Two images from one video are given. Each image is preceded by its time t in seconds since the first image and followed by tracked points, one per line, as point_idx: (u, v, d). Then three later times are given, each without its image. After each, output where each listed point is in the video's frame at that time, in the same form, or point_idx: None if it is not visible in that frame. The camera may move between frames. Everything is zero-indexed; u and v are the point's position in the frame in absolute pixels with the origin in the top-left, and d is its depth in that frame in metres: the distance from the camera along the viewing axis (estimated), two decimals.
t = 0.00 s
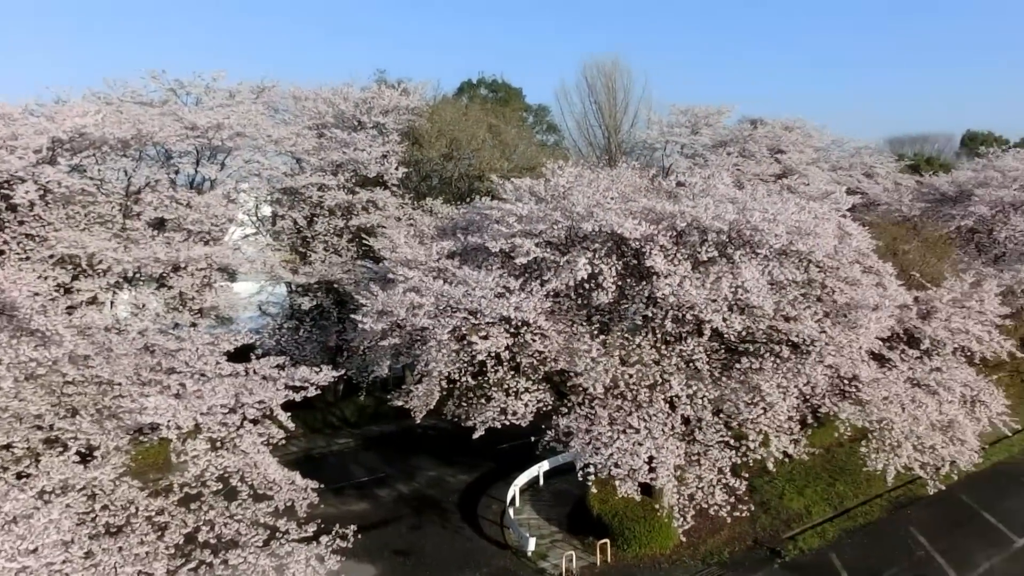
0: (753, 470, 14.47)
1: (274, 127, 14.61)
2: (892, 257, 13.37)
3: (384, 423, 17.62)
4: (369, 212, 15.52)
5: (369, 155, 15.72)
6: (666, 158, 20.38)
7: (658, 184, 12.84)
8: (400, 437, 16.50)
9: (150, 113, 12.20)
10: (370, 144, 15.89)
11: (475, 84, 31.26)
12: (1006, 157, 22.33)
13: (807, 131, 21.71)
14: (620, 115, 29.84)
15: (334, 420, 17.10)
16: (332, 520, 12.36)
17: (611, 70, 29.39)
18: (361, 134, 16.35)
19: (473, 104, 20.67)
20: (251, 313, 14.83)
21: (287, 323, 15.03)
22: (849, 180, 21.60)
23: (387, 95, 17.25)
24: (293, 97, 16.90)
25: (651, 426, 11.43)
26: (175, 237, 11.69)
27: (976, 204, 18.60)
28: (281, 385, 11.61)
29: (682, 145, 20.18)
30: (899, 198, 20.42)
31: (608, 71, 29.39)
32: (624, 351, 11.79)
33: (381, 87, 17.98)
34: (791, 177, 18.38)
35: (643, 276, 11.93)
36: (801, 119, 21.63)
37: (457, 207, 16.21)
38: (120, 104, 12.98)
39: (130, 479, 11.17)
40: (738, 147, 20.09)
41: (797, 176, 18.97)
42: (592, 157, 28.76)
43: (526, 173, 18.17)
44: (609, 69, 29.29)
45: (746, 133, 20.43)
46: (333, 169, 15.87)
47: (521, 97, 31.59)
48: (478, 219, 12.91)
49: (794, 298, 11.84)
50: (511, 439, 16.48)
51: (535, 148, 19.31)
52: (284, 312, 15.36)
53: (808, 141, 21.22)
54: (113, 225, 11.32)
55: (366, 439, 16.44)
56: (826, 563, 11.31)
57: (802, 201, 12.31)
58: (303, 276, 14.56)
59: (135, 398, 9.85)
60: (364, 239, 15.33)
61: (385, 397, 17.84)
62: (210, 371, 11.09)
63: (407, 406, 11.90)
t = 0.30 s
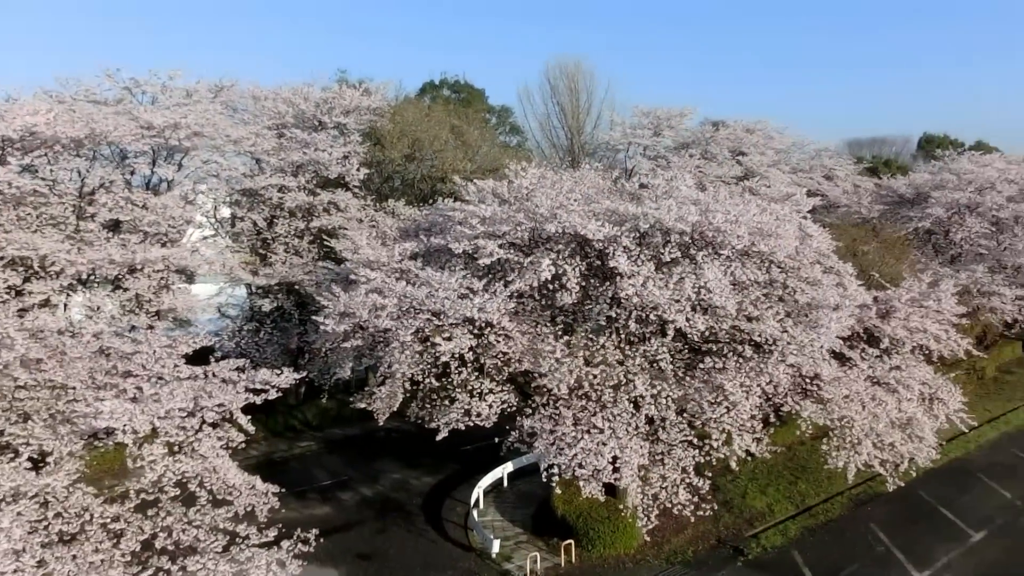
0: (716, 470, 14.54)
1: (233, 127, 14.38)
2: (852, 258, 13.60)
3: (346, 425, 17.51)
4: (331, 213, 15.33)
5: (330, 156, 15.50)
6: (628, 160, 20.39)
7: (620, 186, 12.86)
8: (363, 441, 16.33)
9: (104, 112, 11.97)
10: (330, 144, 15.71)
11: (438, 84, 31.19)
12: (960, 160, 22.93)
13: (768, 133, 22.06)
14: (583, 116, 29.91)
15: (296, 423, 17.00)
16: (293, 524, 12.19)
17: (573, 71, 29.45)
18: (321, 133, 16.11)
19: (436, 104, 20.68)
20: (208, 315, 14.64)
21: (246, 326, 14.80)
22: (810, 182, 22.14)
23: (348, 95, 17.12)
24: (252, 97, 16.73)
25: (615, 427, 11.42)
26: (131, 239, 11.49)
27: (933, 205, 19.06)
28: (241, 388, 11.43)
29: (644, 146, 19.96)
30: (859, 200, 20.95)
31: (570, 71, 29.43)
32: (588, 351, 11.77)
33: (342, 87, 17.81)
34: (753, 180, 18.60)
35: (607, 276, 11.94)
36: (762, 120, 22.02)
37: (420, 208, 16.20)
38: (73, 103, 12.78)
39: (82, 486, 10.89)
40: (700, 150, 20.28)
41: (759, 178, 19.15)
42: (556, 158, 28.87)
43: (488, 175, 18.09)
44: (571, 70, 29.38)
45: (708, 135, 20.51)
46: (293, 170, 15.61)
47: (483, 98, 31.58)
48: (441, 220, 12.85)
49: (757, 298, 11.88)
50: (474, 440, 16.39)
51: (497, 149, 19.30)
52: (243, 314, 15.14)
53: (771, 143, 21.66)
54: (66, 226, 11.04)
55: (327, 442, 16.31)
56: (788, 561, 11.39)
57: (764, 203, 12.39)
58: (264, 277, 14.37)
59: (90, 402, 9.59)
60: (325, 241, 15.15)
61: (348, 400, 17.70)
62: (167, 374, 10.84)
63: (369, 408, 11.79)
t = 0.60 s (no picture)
0: (680, 469, 14.59)
1: (190, 126, 14.15)
2: (812, 257, 13.76)
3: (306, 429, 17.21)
4: (290, 214, 15.10)
5: (291, 157, 15.30)
6: (591, 161, 20.50)
7: (583, 186, 12.88)
8: (324, 444, 16.04)
9: (56, 111, 11.73)
10: (291, 144, 15.48)
11: (400, 84, 31.09)
12: (917, 161, 23.45)
13: (729, 133, 22.35)
14: (545, 117, 30.04)
15: (255, 427, 16.71)
16: (253, 530, 12.01)
17: (536, 71, 29.51)
18: (280, 133, 15.82)
19: (397, 104, 20.65)
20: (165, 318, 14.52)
21: (204, 328, 14.56)
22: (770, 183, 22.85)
23: (308, 95, 16.99)
24: (210, 97, 16.54)
25: (579, 427, 11.39)
26: (84, 240, 11.27)
27: (890, 205, 19.84)
28: (199, 392, 11.21)
29: (607, 147, 20.18)
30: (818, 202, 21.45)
31: (532, 72, 29.48)
32: (552, 352, 11.73)
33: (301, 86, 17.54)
34: (714, 181, 18.80)
35: (570, 277, 11.92)
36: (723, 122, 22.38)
37: (382, 208, 16.19)
38: (25, 102, 12.55)
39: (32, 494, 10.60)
40: (661, 151, 20.45)
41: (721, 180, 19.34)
42: (518, 159, 28.98)
43: (450, 175, 17.83)
44: (534, 71, 29.43)
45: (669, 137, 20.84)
46: (252, 171, 15.28)
47: (446, 99, 31.56)
48: (403, 220, 12.77)
49: (719, 298, 11.90)
50: (438, 443, 16.31)
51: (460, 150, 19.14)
52: (201, 317, 14.89)
53: (732, 145, 21.88)
54: (16, 227, 10.91)
55: (287, 446, 15.95)
56: (751, 558, 11.45)
57: (725, 203, 12.47)
58: (223, 279, 14.16)
59: (42, 408, 9.25)
60: (286, 242, 15.10)
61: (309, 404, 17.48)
62: (123, 379, 10.60)
63: (331, 411, 11.67)
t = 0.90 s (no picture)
0: (643, 469, 14.62)
1: (146, 125, 13.86)
2: (773, 258, 13.89)
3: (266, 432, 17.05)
4: (250, 214, 15.24)
5: (250, 156, 15.34)
6: (554, 161, 20.51)
7: (547, 187, 12.87)
8: (284, 447, 15.93)
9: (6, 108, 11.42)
10: (250, 144, 15.48)
11: (362, 83, 30.92)
12: (876, 163, 23.86)
13: (692, 135, 22.54)
14: (509, 118, 30.05)
15: (214, 431, 16.39)
16: (211, 536, 11.84)
17: (499, 72, 29.47)
18: (239, 132, 15.86)
19: (359, 104, 20.59)
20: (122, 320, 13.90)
21: (161, 331, 14.34)
22: (733, 184, 23.32)
23: (268, 94, 16.91)
24: (167, 95, 16.26)
25: (543, 428, 11.35)
26: (35, 241, 11.00)
27: (850, 207, 20.42)
28: (155, 396, 10.98)
29: (570, 148, 20.22)
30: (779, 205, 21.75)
31: (496, 72, 29.43)
32: (515, 353, 11.68)
33: (260, 87, 17.56)
34: (677, 183, 18.95)
35: (534, 277, 11.86)
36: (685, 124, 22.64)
37: (342, 208, 16.13)
38: None
39: None
40: (624, 152, 20.63)
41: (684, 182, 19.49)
42: (480, 160, 29.04)
43: (412, 175, 17.71)
44: (497, 71, 29.38)
45: (632, 138, 20.99)
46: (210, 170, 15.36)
47: (408, 98, 31.43)
48: (365, 221, 12.66)
49: (682, 298, 11.90)
50: (400, 445, 16.26)
51: (422, 150, 19.04)
52: (157, 319, 14.65)
53: (694, 146, 21.89)
54: None
55: (246, 449, 15.79)
56: (713, 556, 11.52)
57: (688, 204, 12.52)
58: (180, 280, 13.99)
59: None
60: (245, 242, 15.05)
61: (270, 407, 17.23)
62: (75, 383, 10.35)
63: (291, 415, 11.54)
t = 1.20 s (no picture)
0: (608, 468, 14.64)
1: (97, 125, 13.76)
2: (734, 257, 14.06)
3: (227, 436, 16.77)
4: (207, 215, 14.90)
5: (207, 156, 15.02)
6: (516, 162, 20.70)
7: (509, 187, 12.85)
8: (243, 452, 15.73)
9: None
10: (207, 144, 15.22)
11: (321, 83, 30.58)
12: (835, 163, 24.30)
13: (653, 135, 22.68)
14: (471, 118, 29.99)
15: (172, 436, 16.03)
16: (170, 542, 11.65)
17: (461, 72, 29.36)
18: (196, 133, 15.52)
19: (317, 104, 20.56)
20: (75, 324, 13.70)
21: (116, 335, 14.02)
22: (694, 183, 23.99)
23: (225, 93, 16.69)
24: (120, 94, 15.78)
25: (507, 428, 11.29)
26: None
27: (810, 206, 20.97)
28: (111, 401, 10.72)
29: (532, 148, 20.40)
30: (740, 204, 22.08)
31: (457, 73, 29.32)
32: (479, 353, 11.62)
33: (216, 86, 17.33)
34: (639, 184, 19.07)
35: (497, 278, 11.78)
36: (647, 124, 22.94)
37: (303, 209, 16.02)
38: None
39: None
40: (586, 152, 20.73)
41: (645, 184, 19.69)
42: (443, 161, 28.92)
43: (374, 176, 17.78)
44: (459, 71, 29.27)
45: (594, 138, 21.04)
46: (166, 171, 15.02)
47: (368, 99, 31.22)
48: (326, 222, 12.53)
49: (645, 298, 11.90)
50: (362, 447, 16.13)
51: (383, 151, 19.14)
52: (112, 323, 14.37)
53: (655, 146, 22.02)
54: None
55: (206, 455, 15.57)
56: (678, 553, 11.58)
57: (650, 203, 12.58)
58: (134, 284, 13.69)
59: None
60: (202, 244, 14.87)
61: (230, 411, 16.72)
62: (26, 389, 10.07)
63: (251, 419, 11.40)
